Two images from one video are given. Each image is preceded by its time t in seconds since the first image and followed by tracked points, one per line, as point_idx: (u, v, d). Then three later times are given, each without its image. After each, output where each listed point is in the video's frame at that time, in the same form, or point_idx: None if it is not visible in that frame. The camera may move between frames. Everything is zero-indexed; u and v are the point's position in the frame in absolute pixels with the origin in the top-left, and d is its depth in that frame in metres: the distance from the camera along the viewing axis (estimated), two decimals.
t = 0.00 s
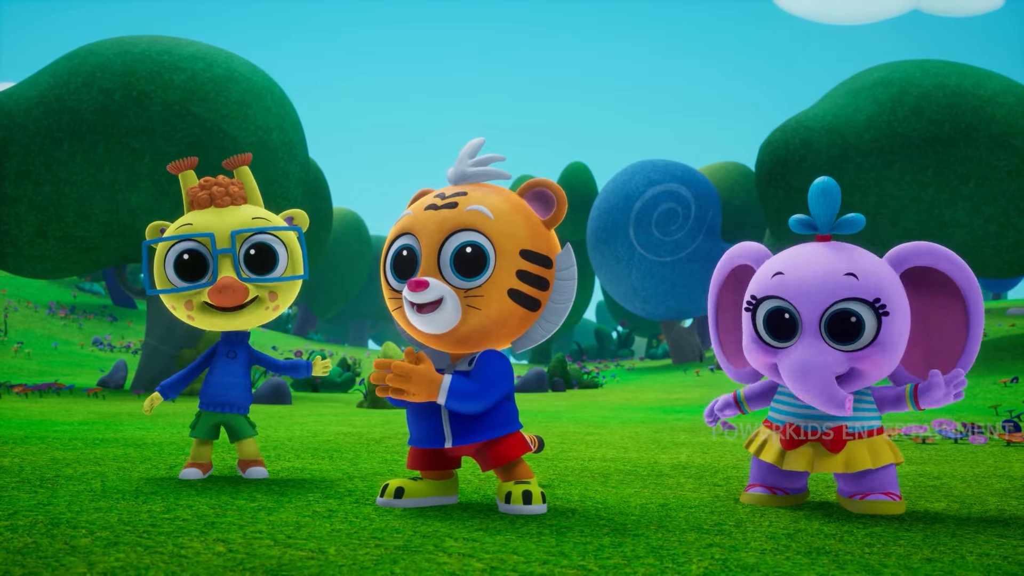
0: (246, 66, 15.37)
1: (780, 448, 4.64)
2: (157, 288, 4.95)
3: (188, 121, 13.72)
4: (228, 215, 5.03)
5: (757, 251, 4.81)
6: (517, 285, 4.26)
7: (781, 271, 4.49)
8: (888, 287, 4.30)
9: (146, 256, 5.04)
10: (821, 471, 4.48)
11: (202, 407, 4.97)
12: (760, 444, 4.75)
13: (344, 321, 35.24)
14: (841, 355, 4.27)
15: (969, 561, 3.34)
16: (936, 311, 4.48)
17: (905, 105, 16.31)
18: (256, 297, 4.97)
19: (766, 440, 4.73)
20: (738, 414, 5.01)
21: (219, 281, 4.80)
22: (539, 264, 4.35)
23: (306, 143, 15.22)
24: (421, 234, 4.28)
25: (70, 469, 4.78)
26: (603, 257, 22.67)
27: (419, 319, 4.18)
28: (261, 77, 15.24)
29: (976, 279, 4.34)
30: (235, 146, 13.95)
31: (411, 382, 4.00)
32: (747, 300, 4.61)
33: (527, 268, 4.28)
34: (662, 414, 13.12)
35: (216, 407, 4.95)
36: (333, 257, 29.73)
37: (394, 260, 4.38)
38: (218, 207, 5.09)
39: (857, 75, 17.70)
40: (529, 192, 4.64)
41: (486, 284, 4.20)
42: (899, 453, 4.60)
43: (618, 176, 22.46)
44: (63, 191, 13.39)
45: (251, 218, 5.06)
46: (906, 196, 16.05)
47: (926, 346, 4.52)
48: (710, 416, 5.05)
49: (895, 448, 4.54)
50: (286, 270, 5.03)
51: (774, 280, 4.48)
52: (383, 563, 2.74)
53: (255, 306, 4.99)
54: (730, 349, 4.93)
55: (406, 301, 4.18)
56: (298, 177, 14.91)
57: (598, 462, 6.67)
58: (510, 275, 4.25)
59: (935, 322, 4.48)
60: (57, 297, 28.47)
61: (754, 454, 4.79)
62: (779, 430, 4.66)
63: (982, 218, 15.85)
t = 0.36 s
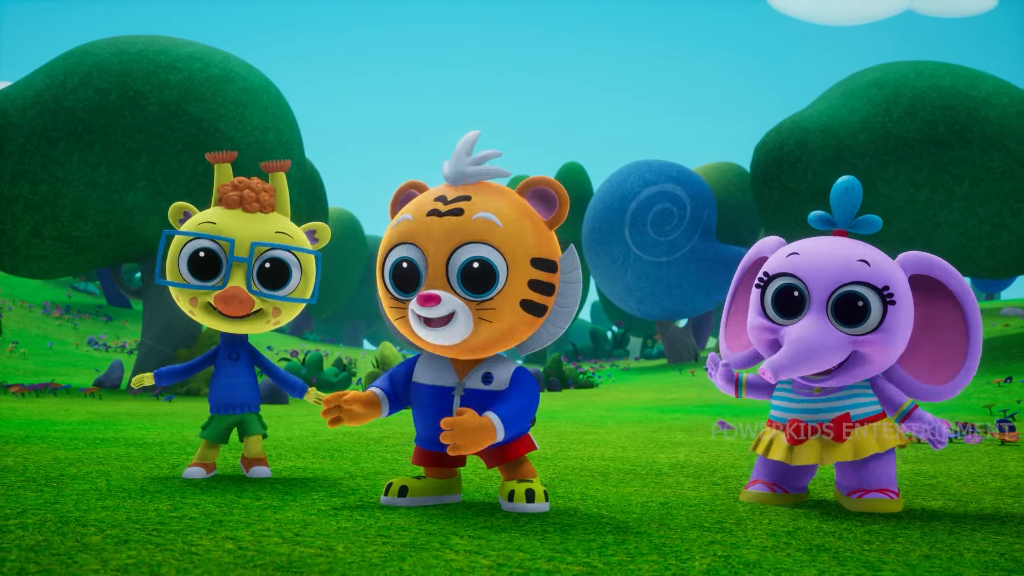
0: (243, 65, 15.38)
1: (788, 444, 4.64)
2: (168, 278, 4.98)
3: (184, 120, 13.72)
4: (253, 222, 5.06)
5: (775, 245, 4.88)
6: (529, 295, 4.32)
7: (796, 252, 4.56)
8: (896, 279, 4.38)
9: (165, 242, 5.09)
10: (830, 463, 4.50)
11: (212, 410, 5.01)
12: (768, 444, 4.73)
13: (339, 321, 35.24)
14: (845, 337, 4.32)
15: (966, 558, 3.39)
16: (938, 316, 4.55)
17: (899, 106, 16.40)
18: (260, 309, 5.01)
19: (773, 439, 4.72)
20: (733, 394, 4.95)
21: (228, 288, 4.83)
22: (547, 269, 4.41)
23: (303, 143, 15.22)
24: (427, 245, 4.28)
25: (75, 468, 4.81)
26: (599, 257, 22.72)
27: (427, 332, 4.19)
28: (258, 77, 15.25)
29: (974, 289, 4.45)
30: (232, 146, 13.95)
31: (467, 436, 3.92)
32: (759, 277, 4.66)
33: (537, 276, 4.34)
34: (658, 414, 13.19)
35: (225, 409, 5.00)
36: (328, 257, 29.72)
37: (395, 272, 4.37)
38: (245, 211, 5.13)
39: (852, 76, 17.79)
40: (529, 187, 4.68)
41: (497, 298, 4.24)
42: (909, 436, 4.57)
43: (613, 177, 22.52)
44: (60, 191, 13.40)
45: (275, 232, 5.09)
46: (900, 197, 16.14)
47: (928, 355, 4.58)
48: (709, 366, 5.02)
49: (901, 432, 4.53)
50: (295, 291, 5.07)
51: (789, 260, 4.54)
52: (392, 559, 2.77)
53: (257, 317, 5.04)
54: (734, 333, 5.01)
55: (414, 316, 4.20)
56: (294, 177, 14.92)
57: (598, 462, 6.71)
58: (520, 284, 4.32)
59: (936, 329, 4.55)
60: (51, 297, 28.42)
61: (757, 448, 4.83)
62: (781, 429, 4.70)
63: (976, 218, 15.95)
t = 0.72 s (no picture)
0: (239, 66, 15.38)
1: (774, 441, 4.73)
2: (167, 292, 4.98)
3: (180, 121, 13.72)
4: (247, 228, 5.06)
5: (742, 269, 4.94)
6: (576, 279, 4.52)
7: (763, 267, 4.62)
8: (865, 268, 4.46)
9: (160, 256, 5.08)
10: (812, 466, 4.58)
11: (213, 411, 5.03)
12: (756, 437, 4.84)
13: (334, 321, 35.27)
14: (829, 332, 4.34)
15: (964, 554, 3.44)
16: (917, 297, 4.61)
17: (893, 107, 16.50)
18: (262, 315, 5.06)
19: (761, 434, 4.81)
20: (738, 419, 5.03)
21: (229, 299, 4.87)
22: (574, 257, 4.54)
23: (299, 143, 15.24)
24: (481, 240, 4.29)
25: (78, 467, 4.83)
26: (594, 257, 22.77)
27: (494, 321, 4.23)
28: (254, 78, 15.25)
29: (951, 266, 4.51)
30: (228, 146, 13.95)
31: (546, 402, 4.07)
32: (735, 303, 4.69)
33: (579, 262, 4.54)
34: (654, 413, 13.25)
35: (227, 410, 5.01)
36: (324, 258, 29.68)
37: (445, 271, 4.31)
38: (238, 216, 5.13)
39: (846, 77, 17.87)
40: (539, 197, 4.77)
41: (554, 280, 4.40)
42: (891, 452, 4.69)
43: (608, 178, 22.48)
44: (55, 191, 13.39)
45: (270, 236, 5.10)
46: (894, 198, 16.24)
47: (912, 336, 4.63)
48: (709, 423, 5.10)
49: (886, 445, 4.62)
50: (295, 293, 5.11)
51: (759, 275, 4.60)
52: (400, 556, 2.80)
53: (259, 322, 5.08)
54: (723, 367, 5.03)
55: (483, 305, 4.21)
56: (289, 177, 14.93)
57: (597, 461, 6.76)
58: (569, 269, 4.48)
59: (917, 309, 4.61)
60: (45, 297, 28.33)
61: (749, 447, 4.88)
62: (775, 425, 4.75)
63: (970, 219, 16.07)
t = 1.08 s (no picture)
0: (235, 66, 15.38)
1: (780, 446, 4.77)
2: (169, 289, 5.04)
3: (177, 120, 13.72)
4: (237, 218, 5.09)
5: (767, 252, 4.96)
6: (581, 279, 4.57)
7: (788, 265, 4.64)
8: (889, 289, 4.46)
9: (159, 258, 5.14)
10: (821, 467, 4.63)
11: (213, 406, 5.06)
12: (762, 445, 4.85)
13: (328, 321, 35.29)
14: (838, 351, 4.42)
15: (961, 551, 3.49)
16: (930, 319, 4.63)
17: (887, 108, 16.60)
18: (266, 299, 5.07)
19: (767, 440, 4.84)
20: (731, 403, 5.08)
21: (230, 282, 4.90)
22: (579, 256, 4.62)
23: (295, 143, 15.26)
24: (492, 238, 4.36)
25: (82, 466, 4.86)
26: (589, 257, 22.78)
27: (501, 318, 4.26)
28: (250, 78, 15.25)
29: (968, 292, 4.51)
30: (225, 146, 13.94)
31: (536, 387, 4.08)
32: (752, 292, 4.74)
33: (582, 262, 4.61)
34: (650, 413, 13.29)
35: (226, 405, 5.05)
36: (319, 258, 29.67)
37: (456, 270, 4.35)
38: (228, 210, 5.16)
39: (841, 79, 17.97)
40: (541, 208, 4.93)
41: (563, 278, 4.45)
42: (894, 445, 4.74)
43: (602, 179, 22.40)
44: (51, 191, 13.38)
45: (262, 220, 5.11)
46: (888, 199, 16.34)
47: (920, 358, 4.69)
48: (699, 393, 5.11)
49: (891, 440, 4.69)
50: (295, 272, 5.09)
51: (781, 274, 4.62)
52: (409, 553, 2.84)
53: (263, 306, 5.08)
54: (728, 337, 5.09)
55: (491, 301, 4.26)
56: (285, 177, 14.95)
57: (595, 460, 6.81)
58: (575, 269, 4.53)
59: (929, 333, 4.64)
60: (39, 297, 28.26)
61: (753, 452, 4.91)
62: (778, 430, 4.80)
63: (963, 220, 16.16)
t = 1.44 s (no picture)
0: (231, 66, 15.39)
1: (778, 445, 4.83)
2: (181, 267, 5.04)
3: (173, 121, 13.73)
4: (269, 220, 5.16)
5: (741, 261, 5.01)
6: (556, 305, 4.43)
7: (769, 276, 4.66)
8: (871, 285, 4.50)
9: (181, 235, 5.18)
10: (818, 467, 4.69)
11: (225, 406, 5.10)
12: (759, 444, 4.91)
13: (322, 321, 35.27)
14: (831, 354, 4.49)
15: (957, 548, 3.55)
16: (914, 305, 4.69)
17: (881, 109, 16.70)
18: (271, 304, 5.11)
19: (764, 439, 4.90)
20: (730, 407, 5.13)
21: (243, 280, 4.94)
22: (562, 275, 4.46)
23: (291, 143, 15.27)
24: (452, 277, 4.25)
25: (87, 466, 4.88)
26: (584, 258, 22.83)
27: (463, 360, 4.28)
28: (246, 78, 15.26)
29: (948, 273, 4.58)
30: (221, 146, 13.94)
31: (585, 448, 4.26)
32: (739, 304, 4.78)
33: (561, 284, 4.43)
34: (645, 413, 13.37)
35: (238, 404, 5.09)
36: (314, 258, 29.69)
37: (417, 303, 4.33)
38: (261, 210, 5.24)
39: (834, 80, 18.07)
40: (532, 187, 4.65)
41: (528, 316, 4.32)
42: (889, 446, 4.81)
43: (597, 179, 22.64)
44: (46, 190, 13.38)
45: (290, 230, 5.19)
46: (882, 199, 16.43)
47: (909, 341, 4.74)
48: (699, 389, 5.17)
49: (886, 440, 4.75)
50: (307, 288, 5.18)
51: (763, 286, 4.65)
52: (417, 549, 2.88)
53: (266, 311, 5.12)
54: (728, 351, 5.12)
55: (450, 346, 4.26)
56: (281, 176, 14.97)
57: (594, 459, 6.86)
58: (548, 298, 4.38)
59: (916, 314, 4.70)
60: (33, 296, 28.18)
61: (751, 451, 4.97)
62: (777, 429, 4.86)
63: (956, 220, 16.27)
